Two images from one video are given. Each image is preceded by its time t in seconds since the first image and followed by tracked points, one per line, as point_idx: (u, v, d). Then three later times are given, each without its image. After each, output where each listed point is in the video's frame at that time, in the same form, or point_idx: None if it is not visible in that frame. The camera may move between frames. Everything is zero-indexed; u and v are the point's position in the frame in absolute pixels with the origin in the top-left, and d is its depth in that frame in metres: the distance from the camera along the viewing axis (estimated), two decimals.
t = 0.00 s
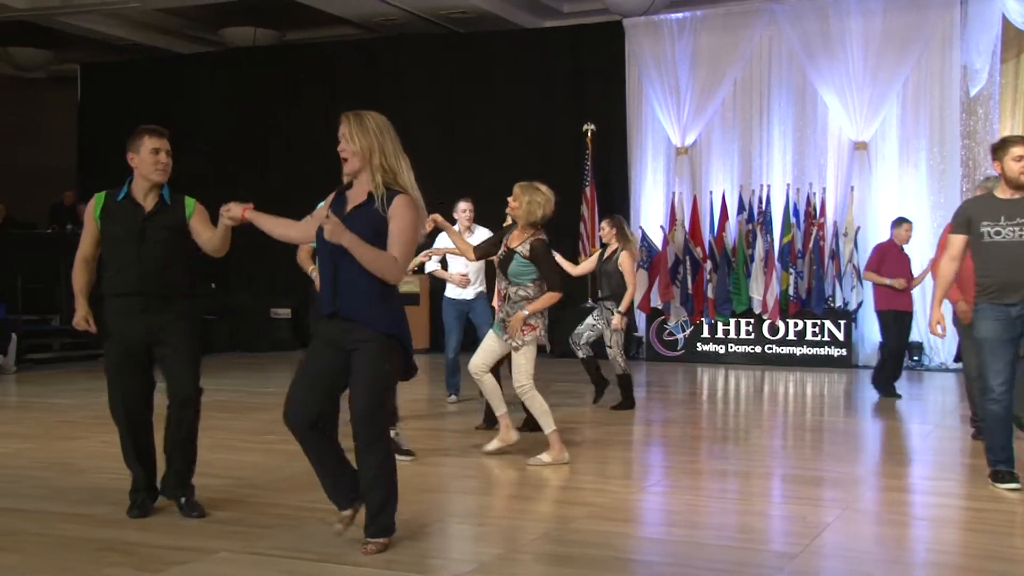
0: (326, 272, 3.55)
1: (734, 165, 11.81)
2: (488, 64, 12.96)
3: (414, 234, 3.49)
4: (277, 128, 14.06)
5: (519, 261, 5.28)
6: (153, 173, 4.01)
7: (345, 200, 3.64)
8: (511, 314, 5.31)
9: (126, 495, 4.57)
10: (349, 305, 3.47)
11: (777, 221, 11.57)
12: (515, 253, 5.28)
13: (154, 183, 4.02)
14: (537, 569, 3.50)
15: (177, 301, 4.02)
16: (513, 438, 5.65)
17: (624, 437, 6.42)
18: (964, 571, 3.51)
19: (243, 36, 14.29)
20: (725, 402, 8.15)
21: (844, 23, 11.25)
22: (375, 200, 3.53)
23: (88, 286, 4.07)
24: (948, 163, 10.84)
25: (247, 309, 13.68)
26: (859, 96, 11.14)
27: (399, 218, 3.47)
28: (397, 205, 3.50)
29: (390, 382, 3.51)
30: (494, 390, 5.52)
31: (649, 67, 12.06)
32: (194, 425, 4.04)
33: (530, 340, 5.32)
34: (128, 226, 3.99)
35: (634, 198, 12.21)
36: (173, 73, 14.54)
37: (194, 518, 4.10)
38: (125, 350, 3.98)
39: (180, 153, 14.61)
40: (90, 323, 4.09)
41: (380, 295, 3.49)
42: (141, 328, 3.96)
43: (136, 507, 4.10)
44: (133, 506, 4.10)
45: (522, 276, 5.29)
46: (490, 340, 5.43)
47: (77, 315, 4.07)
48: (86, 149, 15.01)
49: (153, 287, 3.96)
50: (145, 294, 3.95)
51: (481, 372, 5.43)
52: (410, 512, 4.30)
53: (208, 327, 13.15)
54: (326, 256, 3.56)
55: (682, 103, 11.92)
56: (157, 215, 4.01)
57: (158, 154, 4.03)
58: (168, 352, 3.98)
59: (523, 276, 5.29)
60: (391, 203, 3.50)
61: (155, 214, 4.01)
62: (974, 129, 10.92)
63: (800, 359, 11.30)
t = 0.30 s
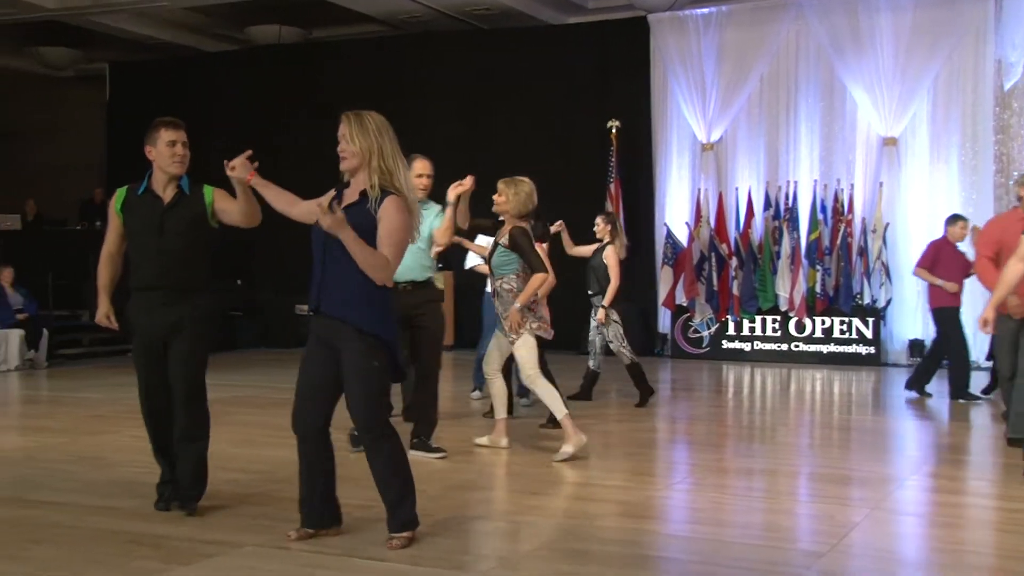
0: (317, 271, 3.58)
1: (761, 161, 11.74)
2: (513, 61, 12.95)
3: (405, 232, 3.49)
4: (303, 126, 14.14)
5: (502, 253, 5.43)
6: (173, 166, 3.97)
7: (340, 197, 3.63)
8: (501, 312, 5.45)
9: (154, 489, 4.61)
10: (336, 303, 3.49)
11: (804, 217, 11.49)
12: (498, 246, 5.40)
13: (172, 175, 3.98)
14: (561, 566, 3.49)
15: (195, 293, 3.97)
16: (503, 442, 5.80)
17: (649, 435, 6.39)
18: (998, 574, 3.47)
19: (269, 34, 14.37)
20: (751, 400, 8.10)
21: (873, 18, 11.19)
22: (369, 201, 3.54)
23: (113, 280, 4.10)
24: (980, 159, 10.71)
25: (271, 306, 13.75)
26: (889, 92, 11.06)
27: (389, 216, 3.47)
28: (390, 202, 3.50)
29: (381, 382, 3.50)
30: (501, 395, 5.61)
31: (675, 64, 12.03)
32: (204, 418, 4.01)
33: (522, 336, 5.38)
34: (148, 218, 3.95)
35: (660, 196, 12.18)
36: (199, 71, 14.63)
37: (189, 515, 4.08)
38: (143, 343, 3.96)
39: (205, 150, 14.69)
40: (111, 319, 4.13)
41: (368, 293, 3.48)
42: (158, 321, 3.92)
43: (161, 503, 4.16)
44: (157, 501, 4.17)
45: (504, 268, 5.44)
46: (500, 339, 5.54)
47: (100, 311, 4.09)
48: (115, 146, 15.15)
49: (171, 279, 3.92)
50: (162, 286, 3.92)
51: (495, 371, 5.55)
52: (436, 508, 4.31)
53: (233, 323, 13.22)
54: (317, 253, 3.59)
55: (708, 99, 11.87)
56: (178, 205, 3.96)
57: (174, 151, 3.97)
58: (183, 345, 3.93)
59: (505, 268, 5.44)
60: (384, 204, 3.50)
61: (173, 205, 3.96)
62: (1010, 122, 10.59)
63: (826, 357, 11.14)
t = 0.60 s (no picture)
0: (311, 268, 3.65)
1: (792, 157, 11.64)
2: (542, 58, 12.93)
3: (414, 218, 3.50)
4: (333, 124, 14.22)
5: (507, 242, 5.59)
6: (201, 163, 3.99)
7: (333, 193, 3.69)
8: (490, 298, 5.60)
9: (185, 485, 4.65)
10: (328, 299, 3.56)
11: (835, 214, 11.38)
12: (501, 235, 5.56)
13: (201, 174, 4.00)
14: (591, 564, 3.48)
15: (223, 291, 3.96)
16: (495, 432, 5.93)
17: (677, 433, 6.34)
18: None
19: (298, 33, 14.45)
20: (782, 398, 8.03)
21: (907, 13, 11.06)
22: (362, 195, 3.60)
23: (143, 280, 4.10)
24: (1017, 155, 10.61)
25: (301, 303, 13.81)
26: (923, 87, 10.93)
27: (392, 204, 3.52)
28: (392, 193, 3.55)
29: (360, 377, 3.58)
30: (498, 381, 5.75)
31: (705, 60, 11.98)
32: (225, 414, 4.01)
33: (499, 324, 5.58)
34: (178, 217, 3.97)
35: (690, 193, 12.11)
36: (230, 70, 14.74)
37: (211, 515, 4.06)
38: (168, 340, 3.95)
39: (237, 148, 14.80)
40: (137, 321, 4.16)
41: (360, 291, 3.57)
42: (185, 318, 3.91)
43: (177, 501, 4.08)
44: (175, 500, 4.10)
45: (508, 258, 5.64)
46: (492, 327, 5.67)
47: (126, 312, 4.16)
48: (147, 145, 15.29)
49: (201, 277, 3.93)
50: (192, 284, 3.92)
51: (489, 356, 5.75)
52: (463, 505, 4.31)
53: (264, 320, 13.30)
54: (311, 249, 3.64)
55: (738, 95, 11.79)
56: (207, 203, 3.98)
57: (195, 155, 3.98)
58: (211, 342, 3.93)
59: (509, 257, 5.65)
60: (377, 194, 3.56)
61: (204, 204, 3.98)
62: None
63: (857, 355, 11.05)
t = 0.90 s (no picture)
0: (302, 264, 3.62)
1: (809, 157, 11.59)
2: (558, 58, 12.92)
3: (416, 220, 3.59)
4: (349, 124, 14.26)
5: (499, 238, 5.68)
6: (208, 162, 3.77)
7: (320, 189, 3.69)
8: (466, 302, 5.69)
9: (202, 485, 4.66)
10: (323, 294, 3.56)
11: (852, 214, 11.31)
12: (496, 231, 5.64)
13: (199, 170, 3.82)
14: (607, 564, 3.47)
15: (223, 293, 3.79)
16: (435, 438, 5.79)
17: (693, 434, 6.32)
18: None
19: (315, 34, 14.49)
20: (798, 399, 7.99)
21: (925, 12, 10.99)
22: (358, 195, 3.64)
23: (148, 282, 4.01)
24: None
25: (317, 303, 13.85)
26: (941, 87, 10.86)
27: (393, 205, 3.60)
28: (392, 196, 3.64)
29: (349, 374, 3.60)
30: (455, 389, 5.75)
31: (721, 60, 11.95)
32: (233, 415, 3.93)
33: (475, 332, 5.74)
34: (173, 215, 3.80)
35: (707, 193, 12.08)
36: (247, 71, 14.79)
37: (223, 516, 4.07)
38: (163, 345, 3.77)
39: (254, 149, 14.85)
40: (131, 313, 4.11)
41: (358, 288, 3.58)
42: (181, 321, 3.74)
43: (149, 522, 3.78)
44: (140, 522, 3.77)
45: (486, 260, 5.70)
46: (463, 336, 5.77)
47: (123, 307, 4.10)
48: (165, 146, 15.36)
49: (196, 278, 3.75)
50: (188, 286, 3.74)
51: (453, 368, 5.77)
52: (479, 505, 4.31)
53: (280, 320, 13.35)
54: (302, 245, 3.62)
55: (755, 95, 11.75)
56: (203, 201, 3.80)
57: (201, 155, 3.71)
58: (209, 346, 3.76)
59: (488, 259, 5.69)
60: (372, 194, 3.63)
61: (198, 200, 3.80)
62: None
63: (876, 355, 10.93)
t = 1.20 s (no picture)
0: (287, 268, 3.65)
1: (816, 157, 11.57)
2: (566, 59, 12.92)
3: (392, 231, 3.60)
4: (356, 125, 14.28)
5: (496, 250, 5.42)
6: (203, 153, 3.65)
7: (306, 191, 3.73)
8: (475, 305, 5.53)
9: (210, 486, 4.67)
10: (307, 299, 3.61)
11: (860, 215, 11.29)
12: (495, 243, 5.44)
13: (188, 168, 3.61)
14: (612, 564, 3.47)
15: (211, 296, 3.63)
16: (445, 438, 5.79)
17: (700, 434, 6.31)
18: None
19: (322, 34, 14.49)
20: (804, 399, 7.99)
21: (933, 13, 10.96)
22: (340, 199, 3.64)
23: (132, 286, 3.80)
24: None
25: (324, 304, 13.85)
26: (949, 87, 10.82)
27: (372, 215, 3.61)
28: (373, 203, 3.63)
29: (343, 370, 3.63)
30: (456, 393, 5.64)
31: (728, 60, 11.93)
32: (212, 431, 3.73)
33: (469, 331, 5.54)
34: (160, 216, 3.61)
35: (713, 194, 12.07)
36: (255, 73, 14.82)
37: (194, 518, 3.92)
38: (148, 353, 3.60)
39: (260, 149, 14.87)
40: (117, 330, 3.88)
41: (345, 289, 3.63)
42: (169, 328, 3.57)
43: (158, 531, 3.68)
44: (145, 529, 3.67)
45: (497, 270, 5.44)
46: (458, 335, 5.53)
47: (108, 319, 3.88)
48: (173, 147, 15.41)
49: (184, 283, 3.58)
50: (178, 288, 3.58)
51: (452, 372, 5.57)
52: (485, 506, 4.31)
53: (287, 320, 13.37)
54: (288, 248, 3.65)
55: (762, 96, 11.73)
56: (190, 201, 3.62)
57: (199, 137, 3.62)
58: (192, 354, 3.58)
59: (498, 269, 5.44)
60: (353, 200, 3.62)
61: (186, 202, 3.62)
62: None
63: (883, 355, 10.90)
